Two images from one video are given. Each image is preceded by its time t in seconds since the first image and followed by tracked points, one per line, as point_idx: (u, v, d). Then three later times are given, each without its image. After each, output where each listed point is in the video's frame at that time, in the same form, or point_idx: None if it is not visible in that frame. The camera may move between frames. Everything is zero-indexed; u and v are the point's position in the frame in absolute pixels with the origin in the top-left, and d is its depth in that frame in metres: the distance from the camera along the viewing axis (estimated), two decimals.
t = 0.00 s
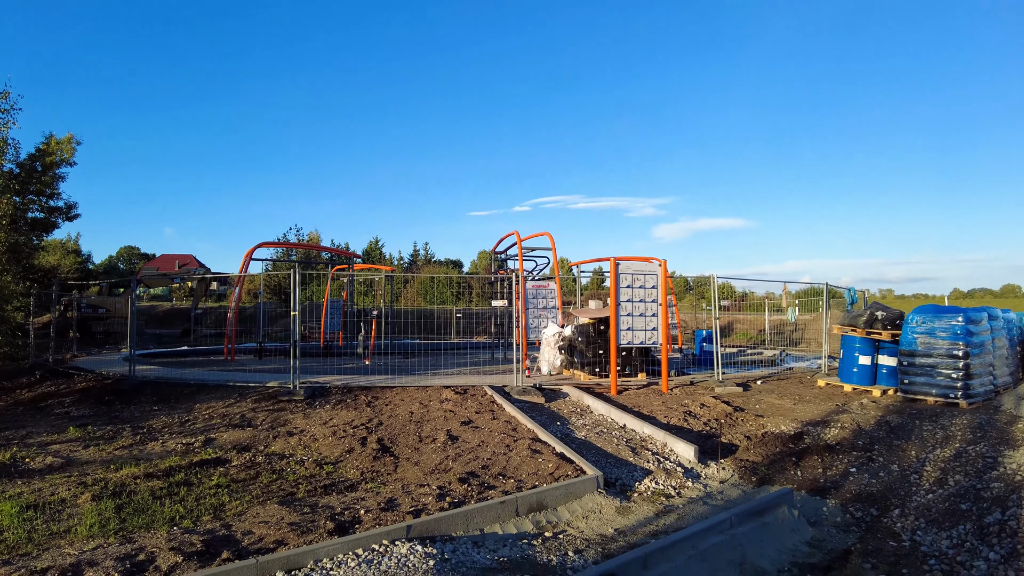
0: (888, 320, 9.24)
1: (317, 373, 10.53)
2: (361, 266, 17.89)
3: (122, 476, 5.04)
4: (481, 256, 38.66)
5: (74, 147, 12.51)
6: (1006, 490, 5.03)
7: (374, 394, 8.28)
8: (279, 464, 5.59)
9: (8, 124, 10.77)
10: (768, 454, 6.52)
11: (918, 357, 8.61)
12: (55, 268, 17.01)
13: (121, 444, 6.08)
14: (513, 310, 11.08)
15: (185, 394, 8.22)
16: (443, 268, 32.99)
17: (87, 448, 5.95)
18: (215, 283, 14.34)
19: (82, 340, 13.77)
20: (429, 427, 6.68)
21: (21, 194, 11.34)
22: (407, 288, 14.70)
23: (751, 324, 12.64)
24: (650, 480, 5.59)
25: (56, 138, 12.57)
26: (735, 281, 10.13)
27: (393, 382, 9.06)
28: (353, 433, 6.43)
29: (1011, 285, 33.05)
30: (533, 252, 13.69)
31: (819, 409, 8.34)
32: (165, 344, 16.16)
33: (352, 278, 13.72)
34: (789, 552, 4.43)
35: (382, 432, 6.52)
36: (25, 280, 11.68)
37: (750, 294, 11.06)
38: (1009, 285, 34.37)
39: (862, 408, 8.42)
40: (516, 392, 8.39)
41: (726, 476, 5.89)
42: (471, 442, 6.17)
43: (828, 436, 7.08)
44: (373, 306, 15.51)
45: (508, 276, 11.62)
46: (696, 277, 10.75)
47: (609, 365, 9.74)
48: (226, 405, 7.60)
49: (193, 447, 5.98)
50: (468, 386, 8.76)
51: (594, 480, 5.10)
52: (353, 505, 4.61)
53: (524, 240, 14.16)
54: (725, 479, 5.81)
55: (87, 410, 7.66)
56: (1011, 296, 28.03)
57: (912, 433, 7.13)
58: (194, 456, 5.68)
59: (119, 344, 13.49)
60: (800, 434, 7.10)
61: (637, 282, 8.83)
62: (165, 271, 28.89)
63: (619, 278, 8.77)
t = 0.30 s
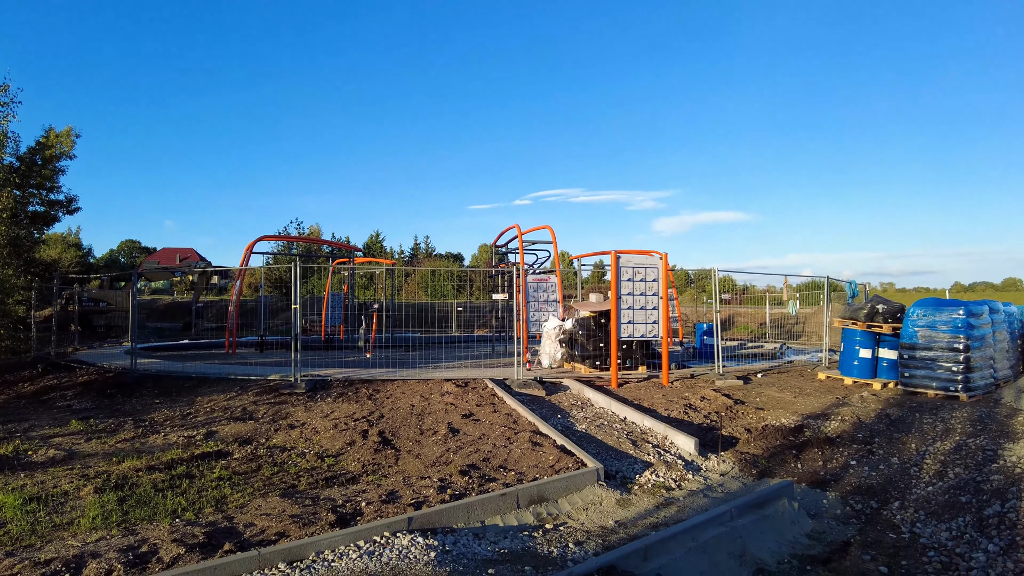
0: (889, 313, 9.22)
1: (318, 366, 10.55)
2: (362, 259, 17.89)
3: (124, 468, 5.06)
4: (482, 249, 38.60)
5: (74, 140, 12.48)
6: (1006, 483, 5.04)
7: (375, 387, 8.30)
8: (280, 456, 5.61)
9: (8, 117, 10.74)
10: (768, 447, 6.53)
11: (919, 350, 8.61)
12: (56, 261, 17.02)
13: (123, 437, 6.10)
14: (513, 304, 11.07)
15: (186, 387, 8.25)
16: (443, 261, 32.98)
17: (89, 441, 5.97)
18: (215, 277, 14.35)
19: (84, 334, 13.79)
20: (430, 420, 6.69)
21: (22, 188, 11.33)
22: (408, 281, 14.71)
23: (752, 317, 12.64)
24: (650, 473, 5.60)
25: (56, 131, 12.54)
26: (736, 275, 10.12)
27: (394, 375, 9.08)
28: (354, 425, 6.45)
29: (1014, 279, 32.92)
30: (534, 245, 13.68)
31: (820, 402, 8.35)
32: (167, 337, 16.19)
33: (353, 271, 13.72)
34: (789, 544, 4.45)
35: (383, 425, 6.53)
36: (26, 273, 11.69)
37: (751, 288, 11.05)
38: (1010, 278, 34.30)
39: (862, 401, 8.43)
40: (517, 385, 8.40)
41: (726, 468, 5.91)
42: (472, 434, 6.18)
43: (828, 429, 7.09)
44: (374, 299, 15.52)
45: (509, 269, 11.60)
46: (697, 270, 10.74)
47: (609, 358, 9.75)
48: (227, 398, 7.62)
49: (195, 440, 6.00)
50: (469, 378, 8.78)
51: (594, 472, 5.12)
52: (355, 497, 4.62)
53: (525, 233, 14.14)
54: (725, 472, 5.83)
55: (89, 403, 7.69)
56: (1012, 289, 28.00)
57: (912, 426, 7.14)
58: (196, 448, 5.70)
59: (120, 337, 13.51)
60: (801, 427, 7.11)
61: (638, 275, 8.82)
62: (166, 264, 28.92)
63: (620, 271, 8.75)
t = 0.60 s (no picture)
0: (890, 307, 9.20)
1: (319, 360, 10.57)
2: (363, 253, 17.88)
3: (127, 461, 5.09)
4: (483, 243, 38.54)
5: (74, 134, 12.46)
6: (1006, 475, 5.04)
7: (376, 380, 8.32)
8: (282, 449, 5.63)
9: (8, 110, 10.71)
10: (768, 440, 6.54)
11: (919, 344, 8.61)
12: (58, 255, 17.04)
13: (125, 430, 6.12)
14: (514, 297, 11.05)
15: (188, 380, 8.28)
16: (444, 255, 33.00)
17: (91, 434, 6.00)
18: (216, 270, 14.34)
19: (85, 328, 13.82)
20: (432, 413, 6.71)
21: (23, 181, 11.32)
22: (408, 275, 14.74)
23: (753, 310, 12.64)
24: (650, 465, 5.62)
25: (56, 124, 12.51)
26: (737, 269, 10.10)
27: (395, 368, 9.10)
28: (356, 418, 6.47)
29: (1015, 272, 32.86)
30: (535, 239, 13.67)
31: (820, 395, 8.37)
32: (168, 331, 16.22)
33: (353, 265, 13.71)
34: (789, 536, 4.46)
35: (385, 418, 6.55)
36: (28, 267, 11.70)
37: (752, 281, 11.03)
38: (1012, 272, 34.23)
39: (862, 394, 8.44)
40: (518, 378, 8.42)
41: (726, 461, 5.92)
42: (473, 427, 6.19)
43: (828, 423, 7.10)
44: (375, 293, 15.54)
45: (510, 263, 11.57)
46: (698, 264, 10.72)
47: (610, 352, 9.76)
48: (229, 391, 7.65)
49: (197, 433, 6.02)
50: (470, 372, 8.80)
51: (596, 465, 5.13)
52: (356, 489, 4.64)
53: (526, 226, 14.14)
54: (726, 465, 5.84)
55: (91, 397, 7.73)
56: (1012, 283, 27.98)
57: (912, 419, 7.15)
58: (198, 441, 5.72)
59: (121, 331, 13.53)
60: (801, 421, 7.12)
61: (639, 268, 8.81)
62: (166, 257, 28.97)
63: (621, 265, 8.74)
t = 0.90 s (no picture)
0: (891, 301, 9.18)
1: (320, 353, 10.59)
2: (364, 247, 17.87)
3: (128, 454, 5.10)
4: (482, 237, 38.49)
5: (74, 127, 12.42)
6: (1006, 468, 5.05)
7: (377, 373, 8.34)
8: (284, 442, 5.64)
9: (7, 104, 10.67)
10: (769, 434, 6.55)
11: (920, 337, 8.60)
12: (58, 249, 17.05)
13: (127, 424, 6.13)
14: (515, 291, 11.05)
15: (189, 373, 8.29)
16: (444, 248, 33.00)
17: (93, 427, 6.01)
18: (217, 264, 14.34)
19: (86, 321, 13.83)
20: (432, 406, 6.72)
21: (23, 175, 11.31)
22: (409, 269, 14.76)
23: (754, 304, 12.64)
24: (651, 458, 5.63)
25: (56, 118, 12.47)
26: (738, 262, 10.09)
27: (396, 362, 9.10)
28: (357, 411, 6.49)
29: (1016, 266, 32.75)
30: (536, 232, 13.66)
31: (821, 388, 8.38)
32: (169, 325, 16.24)
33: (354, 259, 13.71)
34: (789, 529, 4.48)
35: (386, 411, 6.56)
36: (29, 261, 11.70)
37: (753, 275, 11.02)
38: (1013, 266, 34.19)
39: (863, 387, 8.44)
40: (519, 371, 8.43)
41: (727, 454, 5.93)
42: (474, 421, 6.20)
43: (829, 416, 7.11)
44: (376, 286, 15.54)
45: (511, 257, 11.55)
46: (699, 258, 10.70)
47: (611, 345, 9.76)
48: (230, 384, 7.66)
49: (199, 426, 6.04)
50: (471, 365, 8.81)
51: (596, 458, 5.14)
52: (358, 482, 4.66)
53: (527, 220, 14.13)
54: (726, 458, 5.85)
55: (93, 390, 7.74)
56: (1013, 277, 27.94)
57: (913, 413, 7.16)
58: (200, 435, 5.73)
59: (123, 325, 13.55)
60: (802, 414, 7.13)
61: (640, 262, 8.79)
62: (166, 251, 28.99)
63: (622, 258, 8.72)
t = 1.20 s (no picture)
0: (892, 294, 9.18)
1: (321, 346, 10.60)
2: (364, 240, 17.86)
3: (131, 446, 5.12)
4: (483, 230, 38.46)
5: (75, 121, 12.37)
6: (1007, 460, 5.05)
7: (378, 366, 8.35)
8: (286, 435, 5.66)
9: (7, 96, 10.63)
10: (770, 426, 6.56)
11: (921, 330, 8.60)
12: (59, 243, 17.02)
13: (129, 416, 6.15)
14: (516, 284, 11.02)
15: (191, 366, 8.31)
16: (445, 242, 32.97)
17: (95, 420, 6.03)
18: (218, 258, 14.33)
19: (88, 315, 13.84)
20: (434, 399, 6.73)
21: (23, 168, 11.29)
22: (410, 262, 14.77)
23: (755, 297, 12.65)
24: (652, 451, 5.64)
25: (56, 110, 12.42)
26: (740, 255, 10.07)
27: (397, 354, 9.12)
28: (358, 404, 6.50)
29: (1016, 259, 32.79)
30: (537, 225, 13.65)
31: (821, 381, 8.40)
32: (171, 318, 16.26)
33: (355, 252, 13.70)
34: (790, 521, 4.49)
35: (387, 404, 6.58)
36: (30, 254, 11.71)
37: (755, 268, 11.00)
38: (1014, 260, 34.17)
39: (864, 380, 8.45)
40: (520, 364, 8.44)
41: (727, 446, 5.95)
42: (475, 413, 6.21)
43: (830, 409, 7.12)
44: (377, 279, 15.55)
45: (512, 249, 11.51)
46: (700, 251, 10.68)
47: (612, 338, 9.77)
48: (232, 377, 7.69)
49: (201, 419, 6.06)
50: (472, 358, 8.82)
51: (598, 450, 5.16)
52: (359, 474, 4.67)
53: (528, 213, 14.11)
54: (727, 450, 5.86)
55: (95, 383, 7.77)
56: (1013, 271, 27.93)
57: (913, 405, 7.17)
58: (202, 427, 5.75)
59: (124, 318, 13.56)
60: (803, 407, 7.14)
61: (641, 254, 8.78)
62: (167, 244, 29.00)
63: (623, 251, 8.71)
